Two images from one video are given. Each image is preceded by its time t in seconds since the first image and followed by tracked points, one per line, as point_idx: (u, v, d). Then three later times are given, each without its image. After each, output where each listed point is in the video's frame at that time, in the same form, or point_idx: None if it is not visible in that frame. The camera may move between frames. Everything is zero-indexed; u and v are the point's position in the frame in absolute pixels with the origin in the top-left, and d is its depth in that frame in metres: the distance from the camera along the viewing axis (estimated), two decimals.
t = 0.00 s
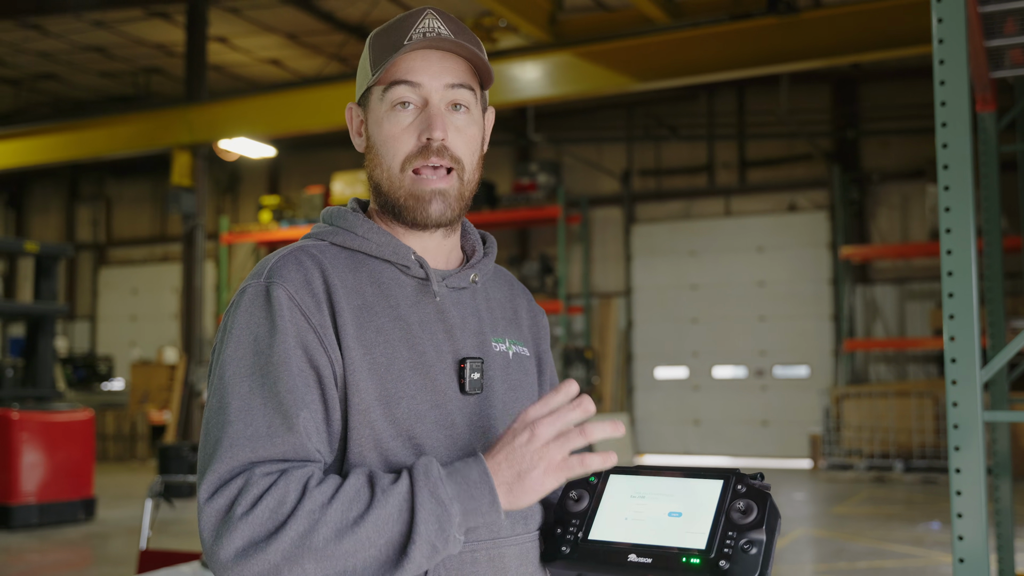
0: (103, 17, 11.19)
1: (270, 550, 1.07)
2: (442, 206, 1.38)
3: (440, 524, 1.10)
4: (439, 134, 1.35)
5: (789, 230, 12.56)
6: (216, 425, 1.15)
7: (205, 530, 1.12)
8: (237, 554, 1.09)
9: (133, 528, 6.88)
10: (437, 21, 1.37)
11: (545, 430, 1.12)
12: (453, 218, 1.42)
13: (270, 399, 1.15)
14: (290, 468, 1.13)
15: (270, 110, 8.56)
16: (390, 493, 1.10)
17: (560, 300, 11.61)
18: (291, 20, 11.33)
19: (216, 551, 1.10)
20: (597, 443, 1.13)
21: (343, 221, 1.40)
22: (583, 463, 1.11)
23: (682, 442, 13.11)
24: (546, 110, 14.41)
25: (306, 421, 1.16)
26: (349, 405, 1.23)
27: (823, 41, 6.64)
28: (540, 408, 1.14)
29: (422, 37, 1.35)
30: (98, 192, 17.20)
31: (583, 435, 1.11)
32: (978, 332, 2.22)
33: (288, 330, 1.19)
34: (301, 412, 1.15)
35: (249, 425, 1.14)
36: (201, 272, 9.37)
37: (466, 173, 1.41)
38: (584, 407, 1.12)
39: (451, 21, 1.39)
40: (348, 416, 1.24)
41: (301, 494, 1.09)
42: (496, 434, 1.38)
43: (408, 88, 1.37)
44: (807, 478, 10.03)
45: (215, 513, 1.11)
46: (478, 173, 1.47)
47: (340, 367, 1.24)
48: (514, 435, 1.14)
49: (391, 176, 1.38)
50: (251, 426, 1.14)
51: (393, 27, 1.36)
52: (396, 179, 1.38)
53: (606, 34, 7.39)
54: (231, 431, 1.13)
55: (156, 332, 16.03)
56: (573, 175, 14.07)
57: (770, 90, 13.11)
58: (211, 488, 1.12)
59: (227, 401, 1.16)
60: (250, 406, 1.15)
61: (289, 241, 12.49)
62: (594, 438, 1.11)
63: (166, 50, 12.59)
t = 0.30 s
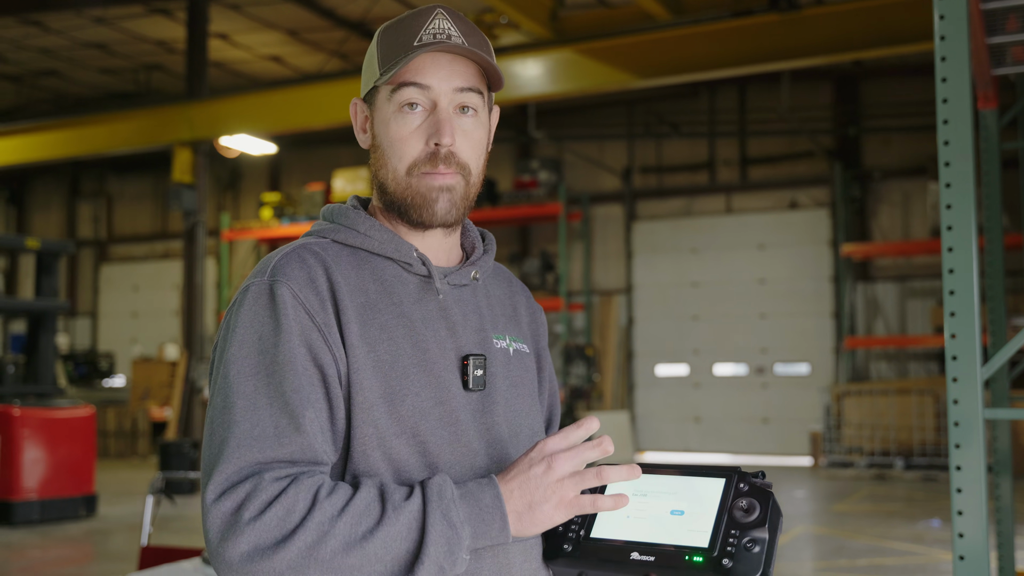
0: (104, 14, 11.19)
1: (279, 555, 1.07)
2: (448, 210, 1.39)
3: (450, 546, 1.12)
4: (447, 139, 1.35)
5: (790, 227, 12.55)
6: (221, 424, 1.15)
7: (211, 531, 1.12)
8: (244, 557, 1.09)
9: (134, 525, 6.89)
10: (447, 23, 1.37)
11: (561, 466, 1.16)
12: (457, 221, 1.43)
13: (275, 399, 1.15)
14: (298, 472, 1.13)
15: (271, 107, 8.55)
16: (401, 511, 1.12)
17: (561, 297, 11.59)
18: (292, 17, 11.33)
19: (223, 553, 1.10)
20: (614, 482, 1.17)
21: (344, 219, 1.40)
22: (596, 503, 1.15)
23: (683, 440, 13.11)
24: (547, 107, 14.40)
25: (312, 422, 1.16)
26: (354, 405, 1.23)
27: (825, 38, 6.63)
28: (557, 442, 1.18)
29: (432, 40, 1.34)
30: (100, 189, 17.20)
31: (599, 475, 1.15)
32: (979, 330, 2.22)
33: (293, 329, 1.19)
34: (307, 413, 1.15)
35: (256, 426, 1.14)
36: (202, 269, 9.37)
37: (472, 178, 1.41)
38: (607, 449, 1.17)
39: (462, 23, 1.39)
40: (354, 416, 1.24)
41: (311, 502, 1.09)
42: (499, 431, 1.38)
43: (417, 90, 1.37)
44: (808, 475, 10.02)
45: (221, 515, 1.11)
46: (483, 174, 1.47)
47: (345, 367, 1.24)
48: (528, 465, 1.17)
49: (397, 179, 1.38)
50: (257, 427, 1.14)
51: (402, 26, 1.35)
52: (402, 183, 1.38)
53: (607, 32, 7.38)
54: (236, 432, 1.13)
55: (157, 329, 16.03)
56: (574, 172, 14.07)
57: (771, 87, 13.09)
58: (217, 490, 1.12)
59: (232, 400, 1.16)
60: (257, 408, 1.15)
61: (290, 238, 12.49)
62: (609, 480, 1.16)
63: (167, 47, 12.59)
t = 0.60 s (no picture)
0: (106, 13, 11.20)
1: (275, 561, 1.07)
2: (457, 183, 1.38)
3: (450, 560, 1.12)
4: (453, 115, 1.36)
5: (792, 227, 12.54)
6: (219, 425, 1.15)
7: (206, 532, 1.12)
8: (239, 558, 1.09)
9: (135, 525, 6.90)
10: (439, 9, 1.40)
11: (556, 472, 1.17)
12: (464, 200, 1.42)
13: (275, 400, 1.16)
14: (296, 476, 1.13)
15: (273, 106, 8.55)
16: (401, 522, 1.12)
17: (562, 297, 11.57)
18: (294, 17, 11.34)
19: (219, 554, 1.10)
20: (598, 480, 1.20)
21: (345, 218, 1.40)
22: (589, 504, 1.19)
23: (684, 440, 13.10)
24: (549, 107, 14.40)
25: (312, 425, 1.16)
26: (354, 408, 1.23)
27: (826, 39, 6.62)
28: (550, 454, 1.18)
29: (429, 22, 1.36)
30: (101, 188, 17.20)
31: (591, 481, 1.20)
32: (980, 331, 2.22)
33: (294, 331, 1.19)
34: (308, 416, 1.15)
35: (253, 428, 1.14)
36: (203, 269, 9.38)
37: (476, 157, 1.42)
38: (594, 459, 1.21)
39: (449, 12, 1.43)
40: (354, 418, 1.24)
41: (310, 510, 1.09)
42: (500, 433, 1.38)
43: (417, 74, 1.38)
44: (809, 475, 10.00)
45: (218, 517, 1.11)
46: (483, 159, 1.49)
47: (346, 369, 1.23)
48: (523, 475, 1.18)
49: (404, 163, 1.37)
50: (256, 429, 1.14)
51: (395, 16, 1.37)
52: (410, 164, 1.37)
53: (609, 31, 7.38)
54: (235, 433, 1.13)
55: (159, 328, 16.05)
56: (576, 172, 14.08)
57: (774, 87, 13.07)
58: (214, 490, 1.12)
59: (232, 400, 1.16)
60: (256, 411, 1.15)
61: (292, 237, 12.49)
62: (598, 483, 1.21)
63: (169, 46, 12.59)
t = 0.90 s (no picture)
0: (108, 17, 11.22)
1: (266, 548, 1.07)
2: (452, 190, 1.38)
3: (434, 496, 1.09)
4: (446, 119, 1.35)
5: (794, 231, 12.54)
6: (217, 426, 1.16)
7: (203, 533, 1.13)
8: (235, 555, 1.09)
9: (137, 528, 6.89)
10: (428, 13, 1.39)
11: (529, 392, 1.13)
12: (459, 206, 1.43)
13: (266, 395, 1.14)
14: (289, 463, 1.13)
15: (275, 110, 8.57)
16: (381, 474, 1.09)
17: (564, 301, 11.54)
18: (296, 20, 11.36)
19: (216, 552, 1.11)
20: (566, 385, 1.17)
21: (343, 220, 1.40)
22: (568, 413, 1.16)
23: (686, 444, 13.08)
24: (551, 111, 14.41)
25: (308, 419, 1.16)
26: (354, 405, 1.23)
27: (827, 42, 6.63)
28: (521, 371, 1.15)
29: (419, 28, 1.36)
30: (103, 192, 17.22)
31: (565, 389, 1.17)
32: (982, 335, 2.22)
33: (290, 328, 1.19)
34: (303, 410, 1.15)
35: (244, 420, 1.13)
36: (205, 272, 9.38)
37: (470, 160, 1.42)
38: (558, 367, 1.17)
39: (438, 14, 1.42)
40: (352, 414, 1.24)
41: (294, 484, 1.09)
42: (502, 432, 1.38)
43: (409, 80, 1.37)
44: (811, 479, 9.98)
45: (212, 515, 1.12)
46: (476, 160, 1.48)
47: (344, 367, 1.23)
48: (501, 398, 1.13)
49: (399, 168, 1.37)
50: (247, 423, 1.13)
51: (385, 21, 1.36)
52: (405, 169, 1.36)
53: (611, 36, 7.39)
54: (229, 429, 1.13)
55: (160, 332, 16.06)
56: (577, 175, 14.09)
57: (775, 91, 13.07)
58: (208, 490, 1.13)
59: (229, 402, 1.17)
60: (246, 402, 1.14)
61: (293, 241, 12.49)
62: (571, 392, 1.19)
63: (171, 50, 12.62)
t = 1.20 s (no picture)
0: (111, 20, 11.24)
1: (262, 558, 1.07)
2: (450, 206, 1.40)
3: (428, 510, 1.07)
4: (447, 141, 1.36)
5: (796, 234, 12.54)
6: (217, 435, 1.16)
7: (201, 541, 1.13)
8: (231, 564, 1.09)
9: (139, 531, 6.90)
10: (433, 27, 1.37)
11: (528, 402, 1.10)
12: (457, 219, 1.44)
13: (262, 403, 1.14)
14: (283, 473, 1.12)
15: (277, 113, 8.59)
16: (376, 485, 1.08)
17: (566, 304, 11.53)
18: (298, 23, 11.37)
19: (213, 560, 1.11)
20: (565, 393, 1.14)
21: (342, 225, 1.40)
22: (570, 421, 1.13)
23: (688, 447, 13.07)
24: (552, 114, 14.42)
25: (305, 427, 1.16)
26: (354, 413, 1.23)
27: (829, 45, 6.63)
28: (519, 380, 1.11)
29: (422, 45, 1.34)
30: (106, 194, 17.25)
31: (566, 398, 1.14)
32: (984, 339, 2.22)
33: (289, 336, 1.19)
34: (300, 418, 1.15)
35: (240, 429, 1.12)
36: (207, 275, 9.38)
37: (470, 176, 1.42)
38: (556, 374, 1.14)
39: (445, 26, 1.40)
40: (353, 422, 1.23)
41: (289, 495, 1.08)
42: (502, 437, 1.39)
43: (411, 96, 1.36)
44: (813, 483, 9.97)
45: (209, 525, 1.12)
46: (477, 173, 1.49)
47: (345, 376, 1.23)
48: (497, 409, 1.10)
49: (398, 184, 1.38)
50: (243, 432, 1.12)
51: (389, 32, 1.35)
52: (404, 186, 1.37)
53: (612, 39, 7.40)
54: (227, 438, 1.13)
55: (162, 334, 16.08)
56: (579, 178, 14.10)
57: (777, 94, 13.08)
58: (206, 499, 1.13)
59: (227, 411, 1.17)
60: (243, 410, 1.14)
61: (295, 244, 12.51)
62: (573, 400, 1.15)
63: (174, 53, 12.64)
